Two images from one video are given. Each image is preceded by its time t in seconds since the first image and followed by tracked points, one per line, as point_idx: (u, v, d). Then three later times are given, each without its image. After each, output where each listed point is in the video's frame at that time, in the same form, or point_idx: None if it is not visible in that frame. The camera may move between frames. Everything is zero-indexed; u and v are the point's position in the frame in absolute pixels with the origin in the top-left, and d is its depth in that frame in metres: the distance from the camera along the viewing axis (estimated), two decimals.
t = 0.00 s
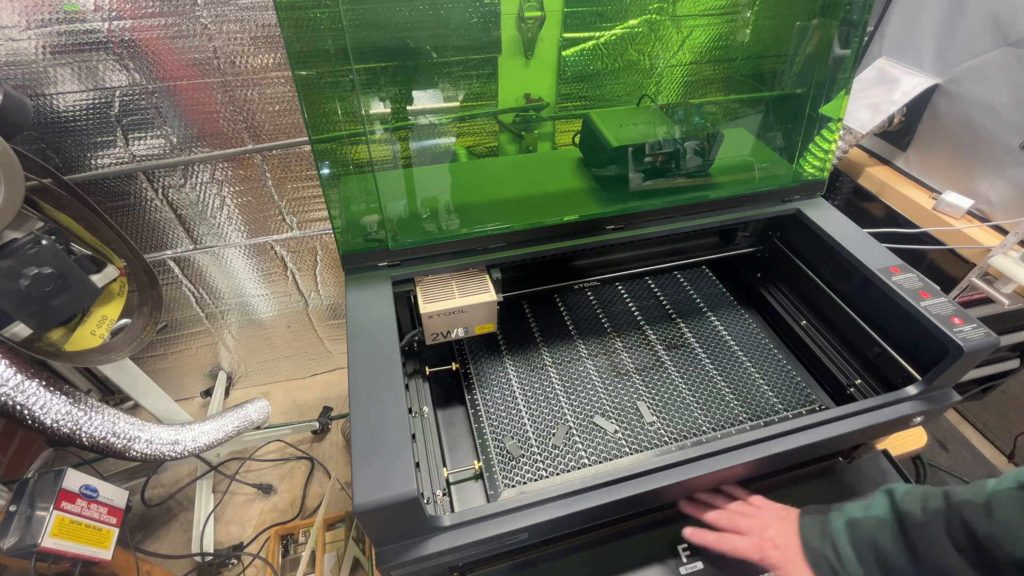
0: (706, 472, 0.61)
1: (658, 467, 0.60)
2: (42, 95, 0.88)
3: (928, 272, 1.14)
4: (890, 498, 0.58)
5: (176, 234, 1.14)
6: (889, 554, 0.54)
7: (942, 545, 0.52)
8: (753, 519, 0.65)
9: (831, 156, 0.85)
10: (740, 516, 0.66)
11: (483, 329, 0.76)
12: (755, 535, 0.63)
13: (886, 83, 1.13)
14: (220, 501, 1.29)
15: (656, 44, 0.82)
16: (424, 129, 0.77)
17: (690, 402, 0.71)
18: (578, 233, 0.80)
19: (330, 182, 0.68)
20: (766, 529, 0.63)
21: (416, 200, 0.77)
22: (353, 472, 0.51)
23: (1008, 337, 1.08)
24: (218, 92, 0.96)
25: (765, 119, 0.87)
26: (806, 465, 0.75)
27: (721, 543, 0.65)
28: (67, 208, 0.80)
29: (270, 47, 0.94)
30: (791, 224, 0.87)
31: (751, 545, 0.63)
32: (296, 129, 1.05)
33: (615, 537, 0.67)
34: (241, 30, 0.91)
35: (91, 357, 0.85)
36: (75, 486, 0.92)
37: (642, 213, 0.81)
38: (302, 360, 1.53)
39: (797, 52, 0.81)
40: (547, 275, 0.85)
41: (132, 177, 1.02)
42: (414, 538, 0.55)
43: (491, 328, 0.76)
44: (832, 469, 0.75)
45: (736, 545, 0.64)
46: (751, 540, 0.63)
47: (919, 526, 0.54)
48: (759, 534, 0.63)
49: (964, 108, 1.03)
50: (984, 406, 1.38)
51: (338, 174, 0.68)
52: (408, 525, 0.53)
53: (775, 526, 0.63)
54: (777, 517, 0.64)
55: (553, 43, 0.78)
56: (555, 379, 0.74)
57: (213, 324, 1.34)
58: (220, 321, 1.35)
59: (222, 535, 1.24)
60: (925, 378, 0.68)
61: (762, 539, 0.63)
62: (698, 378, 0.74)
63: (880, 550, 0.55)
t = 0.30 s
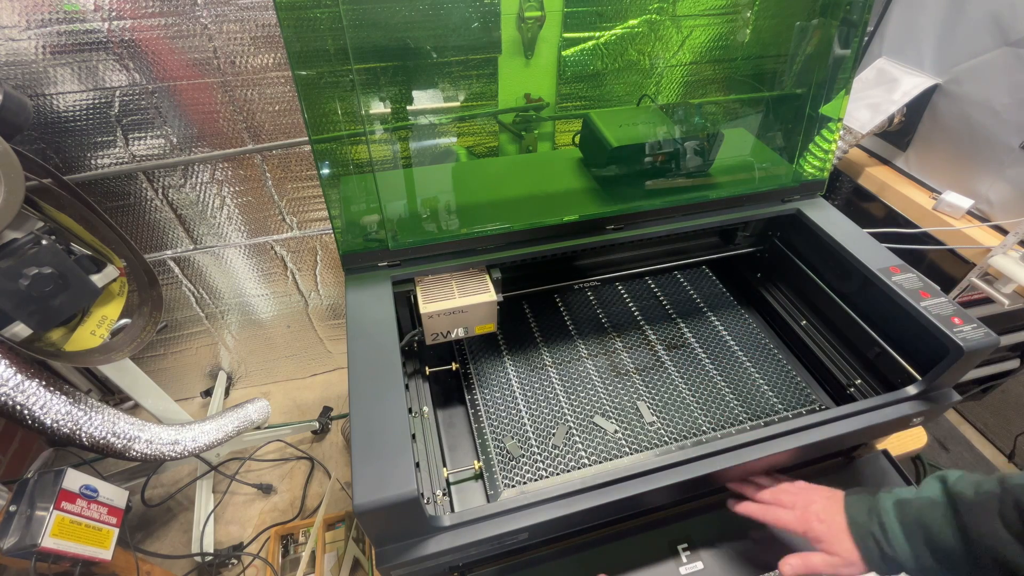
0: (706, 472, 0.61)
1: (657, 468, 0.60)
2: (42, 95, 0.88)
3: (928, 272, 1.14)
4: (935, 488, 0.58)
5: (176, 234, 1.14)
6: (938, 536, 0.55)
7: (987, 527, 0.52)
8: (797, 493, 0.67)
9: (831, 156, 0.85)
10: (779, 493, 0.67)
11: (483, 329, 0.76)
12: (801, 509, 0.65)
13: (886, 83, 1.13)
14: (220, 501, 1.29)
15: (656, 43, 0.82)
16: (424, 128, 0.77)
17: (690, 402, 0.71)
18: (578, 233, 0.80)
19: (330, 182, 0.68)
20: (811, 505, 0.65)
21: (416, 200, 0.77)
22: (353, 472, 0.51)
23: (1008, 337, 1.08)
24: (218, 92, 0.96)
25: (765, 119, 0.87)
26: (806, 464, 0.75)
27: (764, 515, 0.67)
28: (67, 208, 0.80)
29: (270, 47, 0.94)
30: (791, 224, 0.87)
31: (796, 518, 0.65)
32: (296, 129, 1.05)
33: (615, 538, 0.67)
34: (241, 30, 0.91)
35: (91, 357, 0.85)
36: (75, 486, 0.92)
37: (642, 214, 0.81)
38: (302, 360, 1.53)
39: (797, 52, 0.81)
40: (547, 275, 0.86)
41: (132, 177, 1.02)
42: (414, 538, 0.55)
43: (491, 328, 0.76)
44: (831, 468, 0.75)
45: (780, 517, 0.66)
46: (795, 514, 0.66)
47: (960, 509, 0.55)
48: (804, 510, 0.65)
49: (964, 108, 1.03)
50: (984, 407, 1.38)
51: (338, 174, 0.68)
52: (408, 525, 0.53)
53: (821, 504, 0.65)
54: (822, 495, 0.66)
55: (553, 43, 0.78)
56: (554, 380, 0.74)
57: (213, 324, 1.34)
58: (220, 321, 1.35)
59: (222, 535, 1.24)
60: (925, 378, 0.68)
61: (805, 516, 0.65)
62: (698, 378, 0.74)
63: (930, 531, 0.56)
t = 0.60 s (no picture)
0: (705, 472, 0.61)
1: (657, 468, 0.60)
2: (42, 95, 0.88)
3: (928, 272, 1.14)
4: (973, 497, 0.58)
5: (176, 234, 1.14)
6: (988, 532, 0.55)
7: None
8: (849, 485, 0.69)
9: (831, 156, 0.85)
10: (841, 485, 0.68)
11: (483, 329, 0.76)
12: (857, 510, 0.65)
13: (886, 83, 1.13)
14: (220, 501, 1.29)
15: (656, 44, 0.82)
16: (424, 129, 0.77)
17: (691, 402, 0.71)
18: (578, 233, 0.80)
19: (330, 182, 0.68)
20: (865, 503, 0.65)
21: (416, 200, 0.77)
22: (353, 473, 0.51)
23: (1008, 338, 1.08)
24: (218, 92, 0.96)
25: (765, 119, 0.87)
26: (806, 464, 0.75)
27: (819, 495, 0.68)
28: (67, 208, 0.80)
29: (270, 47, 0.94)
30: (791, 224, 0.87)
31: (848, 499, 0.67)
32: (296, 129, 1.05)
33: (614, 538, 0.67)
34: (241, 30, 0.91)
35: (92, 357, 0.85)
36: (75, 486, 0.92)
37: (642, 214, 0.81)
38: (302, 360, 1.53)
39: (797, 52, 0.81)
40: (547, 275, 0.86)
41: (131, 177, 1.02)
42: (414, 538, 0.55)
43: (491, 328, 0.76)
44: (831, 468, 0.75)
45: (835, 496, 0.67)
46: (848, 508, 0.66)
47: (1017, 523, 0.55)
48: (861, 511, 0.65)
49: (964, 108, 1.04)
50: (985, 407, 1.38)
51: (338, 174, 0.69)
52: (408, 525, 0.53)
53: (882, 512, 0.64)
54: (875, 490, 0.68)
55: (553, 43, 0.78)
56: (555, 379, 0.74)
57: (213, 324, 1.34)
58: (220, 321, 1.35)
59: (222, 535, 1.24)
60: (925, 378, 0.68)
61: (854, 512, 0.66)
62: (698, 378, 0.74)
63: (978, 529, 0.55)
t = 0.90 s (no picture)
0: (705, 472, 0.61)
1: (658, 468, 0.60)
2: (42, 95, 0.88)
3: (928, 272, 1.14)
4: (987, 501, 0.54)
5: (176, 234, 1.14)
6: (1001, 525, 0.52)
7: None
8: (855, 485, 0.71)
9: (831, 156, 0.85)
10: (861, 488, 0.70)
11: (483, 329, 0.76)
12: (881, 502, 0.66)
13: (887, 83, 1.13)
14: (220, 501, 1.29)
15: (656, 44, 0.82)
16: (424, 129, 0.77)
17: (692, 402, 0.71)
18: (578, 233, 0.80)
19: (330, 182, 0.68)
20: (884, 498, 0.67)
21: (416, 200, 0.77)
22: (353, 472, 0.51)
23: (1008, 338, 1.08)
24: (218, 92, 0.96)
25: (765, 119, 0.87)
26: (807, 464, 0.75)
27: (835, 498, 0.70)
28: (67, 207, 0.80)
29: (270, 47, 0.94)
30: (791, 224, 0.87)
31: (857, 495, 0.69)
32: (296, 129, 1.05)
33: (614, 539, 0.67)
34: (241, 30, 0.91)
35: (92, 357, 0.85)
36: (75, 486, 0.92)
37: (642, 213, 0.81)
38: (302, 360, 1.53)
39: (797, 52, 0.81)
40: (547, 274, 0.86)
41: (132, 177, 1.02)
42: (414, 538, 0.55)
43: (491, 328, 0.76)
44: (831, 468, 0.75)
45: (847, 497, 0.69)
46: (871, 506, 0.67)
47: None
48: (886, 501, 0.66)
49: (964, 109, 1.04)
50: (985, 407, 1.38)
51: (338, 174, 0.69)
52: (408, 525, 0.53)
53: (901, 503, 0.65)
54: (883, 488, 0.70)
55: (553, 43, 0.78)
56: (555, 379, 0.74)
57: (213, 324, 1.34)
58: (220, 321, 1.35)
59: (222, 535, 1.24)
60: (925, 378, 0.68)
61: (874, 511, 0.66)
62: (698, 378, 0.74)
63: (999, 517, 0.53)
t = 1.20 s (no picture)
0: (705, 472, 0.61)
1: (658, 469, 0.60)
2: (42, 95, 0.88)
3: (928, 272, 1.14)
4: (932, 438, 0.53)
5: (176, 234, 1.14)
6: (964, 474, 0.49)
7: None
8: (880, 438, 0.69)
9: (831, 156, 0.85)
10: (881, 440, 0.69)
11: (483, 329, 0.76)
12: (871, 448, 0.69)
13: (887, 83, 1.13)
14: (220, 501, 1.29)
15: (656, 44, 0.82)
16: (424, 129, 0.77)
17: (693, 402, 0.71)
18: (578, 233, 0.80)
19: (330, 182, 0.68)
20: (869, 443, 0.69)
21: (416, 200, 0.77)
22: (353, 472, 0.51)
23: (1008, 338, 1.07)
24: (218, 92, 0.96)
25: (765, 119, 0.87)
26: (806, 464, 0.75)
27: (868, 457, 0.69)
28: (67, 207, 0.80)
29: (270, 47, 0.94)
30: (791, 224, 0.87)
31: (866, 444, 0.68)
32: (296, 129, 1.05)
33: (614, 539, 0.67)
34: (241, 30, 0.91)
35: (91, 357, 0.85)
36: (75, 485, 0.92)
37: (641, 214, 0.81)
38: (302, 360, 1.53)
39: (797, 52, 0.81)
40: (547, 274, 0.86)
41: (132, 177, 1.02)
42: (414, 538, 0.55)
43: (491, 328, 0.76)
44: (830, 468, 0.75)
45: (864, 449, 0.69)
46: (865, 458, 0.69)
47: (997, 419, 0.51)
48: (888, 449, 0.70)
49: (964, 109, 1.04)
50: (985, 407, 1.38)
51: (338, 174, 0.69)
52: (408, 525, 0.53)
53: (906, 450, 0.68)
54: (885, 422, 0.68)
55: (553, 43, 0.78)
56: (555, 379, 0.74)
57: (213, 324, 1.34)
58: (220, 321, 1.35)
59: (222, 535, 1.24)
60: (925, 378, 0.68)
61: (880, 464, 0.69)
62: (698, 378, 0.74)
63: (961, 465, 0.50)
